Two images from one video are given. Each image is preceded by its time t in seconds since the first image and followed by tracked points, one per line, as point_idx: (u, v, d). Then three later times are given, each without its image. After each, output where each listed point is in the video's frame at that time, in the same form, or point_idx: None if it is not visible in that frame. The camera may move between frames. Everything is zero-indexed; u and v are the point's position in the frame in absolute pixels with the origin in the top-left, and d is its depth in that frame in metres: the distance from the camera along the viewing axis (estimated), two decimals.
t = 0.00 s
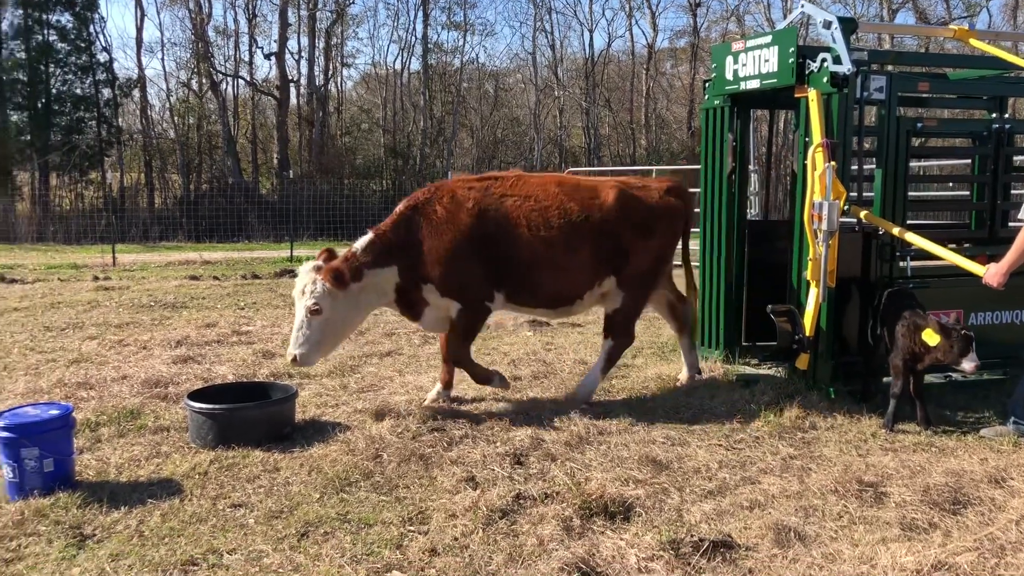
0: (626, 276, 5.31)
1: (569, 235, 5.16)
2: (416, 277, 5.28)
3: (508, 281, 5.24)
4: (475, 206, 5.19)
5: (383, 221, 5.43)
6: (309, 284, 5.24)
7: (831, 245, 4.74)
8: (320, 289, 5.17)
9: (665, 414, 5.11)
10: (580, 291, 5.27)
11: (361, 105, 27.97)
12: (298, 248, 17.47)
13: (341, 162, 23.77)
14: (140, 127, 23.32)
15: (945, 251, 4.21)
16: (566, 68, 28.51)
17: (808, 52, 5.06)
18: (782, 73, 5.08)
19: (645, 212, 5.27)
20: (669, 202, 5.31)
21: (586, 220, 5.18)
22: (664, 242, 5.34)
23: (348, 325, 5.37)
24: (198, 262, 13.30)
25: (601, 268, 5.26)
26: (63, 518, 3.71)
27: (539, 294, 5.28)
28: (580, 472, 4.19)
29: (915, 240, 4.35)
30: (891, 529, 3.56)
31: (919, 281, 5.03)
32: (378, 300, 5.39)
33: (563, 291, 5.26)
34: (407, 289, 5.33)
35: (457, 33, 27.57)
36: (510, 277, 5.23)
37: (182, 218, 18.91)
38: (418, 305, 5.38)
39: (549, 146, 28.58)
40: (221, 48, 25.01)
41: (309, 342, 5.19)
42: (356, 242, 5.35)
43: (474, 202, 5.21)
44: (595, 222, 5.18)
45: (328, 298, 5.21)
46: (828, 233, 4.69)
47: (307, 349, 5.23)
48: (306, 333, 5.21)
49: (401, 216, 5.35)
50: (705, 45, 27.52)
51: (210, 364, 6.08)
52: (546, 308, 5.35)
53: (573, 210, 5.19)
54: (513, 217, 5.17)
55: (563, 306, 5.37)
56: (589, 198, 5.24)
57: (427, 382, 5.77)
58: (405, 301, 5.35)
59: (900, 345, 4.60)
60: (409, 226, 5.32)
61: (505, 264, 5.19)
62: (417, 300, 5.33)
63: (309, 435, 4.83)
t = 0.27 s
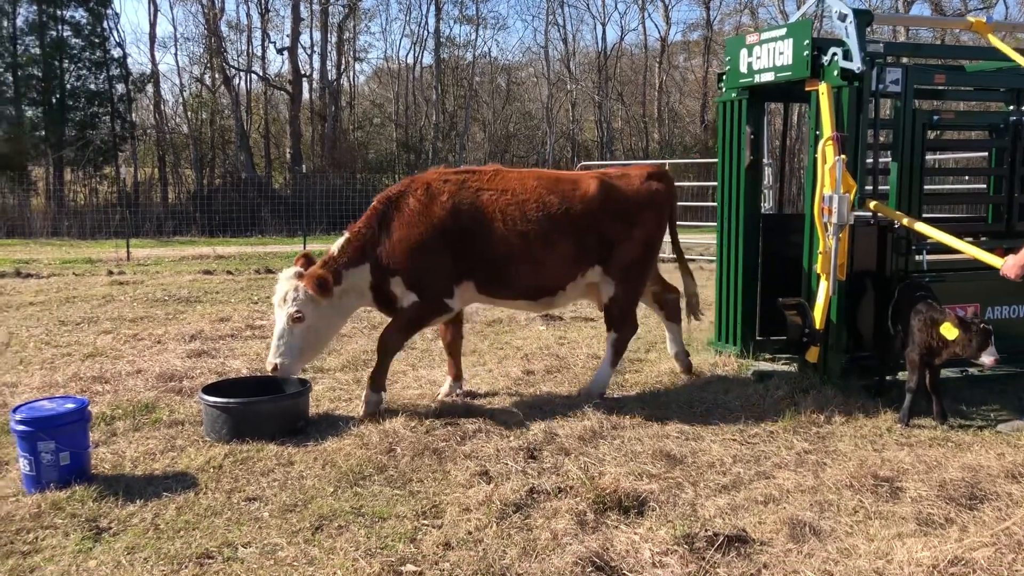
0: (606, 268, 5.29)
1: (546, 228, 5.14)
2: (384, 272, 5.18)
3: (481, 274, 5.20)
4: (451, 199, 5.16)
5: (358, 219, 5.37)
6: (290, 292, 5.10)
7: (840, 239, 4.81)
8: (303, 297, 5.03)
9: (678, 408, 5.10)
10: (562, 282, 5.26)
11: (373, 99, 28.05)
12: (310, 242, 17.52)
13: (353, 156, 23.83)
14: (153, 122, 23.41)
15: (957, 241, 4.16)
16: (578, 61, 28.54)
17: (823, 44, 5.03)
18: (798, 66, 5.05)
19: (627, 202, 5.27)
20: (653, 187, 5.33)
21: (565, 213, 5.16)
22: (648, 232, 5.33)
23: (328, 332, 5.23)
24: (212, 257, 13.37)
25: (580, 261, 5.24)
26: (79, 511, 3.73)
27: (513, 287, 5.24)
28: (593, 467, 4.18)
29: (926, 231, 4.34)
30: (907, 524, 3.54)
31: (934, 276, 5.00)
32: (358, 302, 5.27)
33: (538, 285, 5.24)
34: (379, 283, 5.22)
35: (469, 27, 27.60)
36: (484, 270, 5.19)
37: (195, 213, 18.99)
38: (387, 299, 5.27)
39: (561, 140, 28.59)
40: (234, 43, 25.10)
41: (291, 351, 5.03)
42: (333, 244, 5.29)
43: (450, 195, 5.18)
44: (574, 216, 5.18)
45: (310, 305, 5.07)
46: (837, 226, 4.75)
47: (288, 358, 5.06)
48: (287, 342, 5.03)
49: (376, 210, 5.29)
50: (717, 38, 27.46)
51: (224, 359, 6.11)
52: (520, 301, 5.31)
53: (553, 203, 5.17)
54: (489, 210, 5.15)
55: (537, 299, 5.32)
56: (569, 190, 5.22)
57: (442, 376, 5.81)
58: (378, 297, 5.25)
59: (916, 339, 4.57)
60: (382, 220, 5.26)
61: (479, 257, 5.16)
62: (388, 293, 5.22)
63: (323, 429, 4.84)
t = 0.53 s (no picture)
0: (595, 262, 5.26)
1: (532, 225, 5.10)
2: (377, 276, 5.16)
3: (472, 274, 5.18)
4: (434, 198, 5.10)
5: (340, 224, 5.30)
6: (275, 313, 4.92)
7: (841, 233, 4.73)
8: (289, 316, 4.88)
9: (685, 403, 5.11)
10: (552, 278, 5.25)
11: (379, 95, 28.06)
12: (317, 237, 17.53)
13: (360, 152, 23.84)
14: (160, 117, 23.46)
15: (960, 233, 4.14)
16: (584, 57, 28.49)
17: (831, 39, 4.99)
18: (806, 60, 5.03)
19: (611, 195, 5.20)
20: (634, 176, 5.24)
21: (550, 208, 5.11)
22: (634, 223, 5.26)
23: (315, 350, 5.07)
24: (219, 252, 13.39)
25: (569, 256, 5.21)
26: (88, 505, 3.74)
27: (505, 286, 5.23)
28: (600, 462, 4.18)
29: (932, 223, 4.30)
30: (915, 520, 3.53)
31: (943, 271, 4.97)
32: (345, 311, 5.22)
33: (530, 282, 5.23)
34: (369, 288, 5.19)
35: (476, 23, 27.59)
36: (474, 269, 5.17)
37: (202, 209, 19.01)
38: (378, 304, 5.25)
39: (567, 135, 28.54)
40: (241, 39, 25.09)
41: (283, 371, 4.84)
42: (316, 255, 5.21)
43: (433, 194, 5.12)
44: (560, 211, 5.12)
45: (297, 323, 4.92)
46: (838, 221, 4.69)
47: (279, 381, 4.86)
48: (276, 363, 4.85)
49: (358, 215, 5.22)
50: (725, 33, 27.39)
51: (231, 354, 6.13)
52: (514, 299, 5.32)
53: (537, 199, 5.11)
54: (473, 208, 5.10)
55: (529, 296, 5.32)
56: (552, 184, 5.16)
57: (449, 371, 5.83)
58: (368, 302, 5.23)
59: (923, 334, 4.54)
60: (365, 223, 5.19)
61: (467, 256, 5.13)
62: (379, 298, 5.20)
63: (330, 424, 4.85)
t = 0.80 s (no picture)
0: (582, 255, 5.22)
1: (518, 218, 5.07)
2: (367, 278, 5.13)
3: (461, 270, 5.12)
4: (419, 194, 5.07)
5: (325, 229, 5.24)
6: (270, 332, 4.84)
7: (835, 230, 4.83)
8: (287, 334, 4.79)
9: (685, 400, 5.11)
10: (540, 273, 5.20)
11: (380, 92, 28.05)
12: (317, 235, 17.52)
13: (361, 148, 23.83)
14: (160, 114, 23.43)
15: (960, 231, 4.16)
16: (585, 54, 28.49)
17: (832, 36, 4.99)
18: (807, 58, 5.03)
19: (595, 188, 5.20)
20: (615, 174, 5.25)
21: (535, 201, 5.10)
22: (620, 217, 5.26)
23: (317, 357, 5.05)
24: (220, 249, 13.39)
25: (557, 250, 5.18)
26: (88, 501, 3.74)
27: (495, 282, 5.18)
28: (601, 459, 4.18)
29: (931, 220, 4.30)
30: (916, 518, 3.53)
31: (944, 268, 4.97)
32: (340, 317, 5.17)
33: (520, 277, 5.17)
34: (360, 291, 5.15)
35: (477, 20, 27.57)
36: (463, 265, 5.11)
37: (203, 206, 19.01)
38: (371, 306, 5.19)
39: (568, 133, 28.52)
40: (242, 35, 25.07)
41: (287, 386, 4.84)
42: (304, 264, 5.14)
43: (417, 190, 5.09)
44: (545, 204, 5.11)
45: (295, 340, 4.86)
46: (832, 217, 4.79)
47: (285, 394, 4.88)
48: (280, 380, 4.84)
49: (343, 218, 5.17)
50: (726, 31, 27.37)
51: (232, 350, 6.13)
52: (505, 296, 5.25)
53: (522, 192, 5.10)
54: (459, 203, 5.08)
55: (520, 292, 5.27)
56: (536, 178, 5.17)
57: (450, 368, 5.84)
58: (361, 305, 5.18)
59: (922, 332, 4.54)
60: (350, 225, 5.16)
61: (455, 252, 5.07)
62: (372, 300, 5.15)
63: (331, 421, 4.85)
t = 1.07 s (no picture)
0: (570, 249, 5.25)
1: (506, 210, 5.08)
2: (356, 276, 5.07)
3: (450, 263, 5.09)
4: (406, 188, 5.04)
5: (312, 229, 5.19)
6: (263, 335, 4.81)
7: (828, 228, 4.85)
8: (280, 337, 4.76)
9: (684, 398, 5.11)
10: (529, 266, 5.20)
11: (379, 89, 28.04)
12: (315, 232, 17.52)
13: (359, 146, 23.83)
14: (158, 111, 23.42)
15: (954, 229, 4.14)
16: (584, 51, 28.51)
17: (832, 34, 4.98)
18: (806, 56, 5.02)
19: (580, 181, 5.23)
20: (602, 171, 5.28)
21: (521, 193, 5.11)
22: (605, 210, 5.28)
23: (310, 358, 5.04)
24: (218, 246, 13.38)
25: (545, 242, 5.19)
26: (86, 499, 3.73)
27: (485, 276, 5.16)
28: (599, 457, 4.17)
29: (927, 219, 4.29)
30: (914, 516, 3.53)
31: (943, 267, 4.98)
32: (331, 318, 5.13)
33: (509, 270, 5.16)
34: (350, 290, 5.10)
35: (476, 17, 27.58)
36: (452, 258, 5.07)
37: (201, 203, 19.01)
38: (361, 305, 5.14)
39: (567, 130, 28.54)
40: (240, 33, 25.04)
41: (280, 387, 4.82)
42: (292, 265, 5.09)
43: (404, 184, 5.06)
44: (531, 196, 5.13)
45: (288, 343, 4.83)
46: (825, 216, 4.80)
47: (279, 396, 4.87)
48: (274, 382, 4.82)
49: (330, 216, 5.13)
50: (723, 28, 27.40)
51: (230, 348, 6.12)
52: (496, 290, 5.23)
53: (509, 183, 5.12)
54: (446, 197, 5.06)
55: (510, 287, 5.26)
56: (522, 170, 5.19)
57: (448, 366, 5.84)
58: (351, 305, 5.13)
59: (920, 330, 4.54)
60: (337, 223, 5.11)
61: (444, 245, 5.04)
62: (362, 298, 5.11)
63: (328, 419, 4.85)
